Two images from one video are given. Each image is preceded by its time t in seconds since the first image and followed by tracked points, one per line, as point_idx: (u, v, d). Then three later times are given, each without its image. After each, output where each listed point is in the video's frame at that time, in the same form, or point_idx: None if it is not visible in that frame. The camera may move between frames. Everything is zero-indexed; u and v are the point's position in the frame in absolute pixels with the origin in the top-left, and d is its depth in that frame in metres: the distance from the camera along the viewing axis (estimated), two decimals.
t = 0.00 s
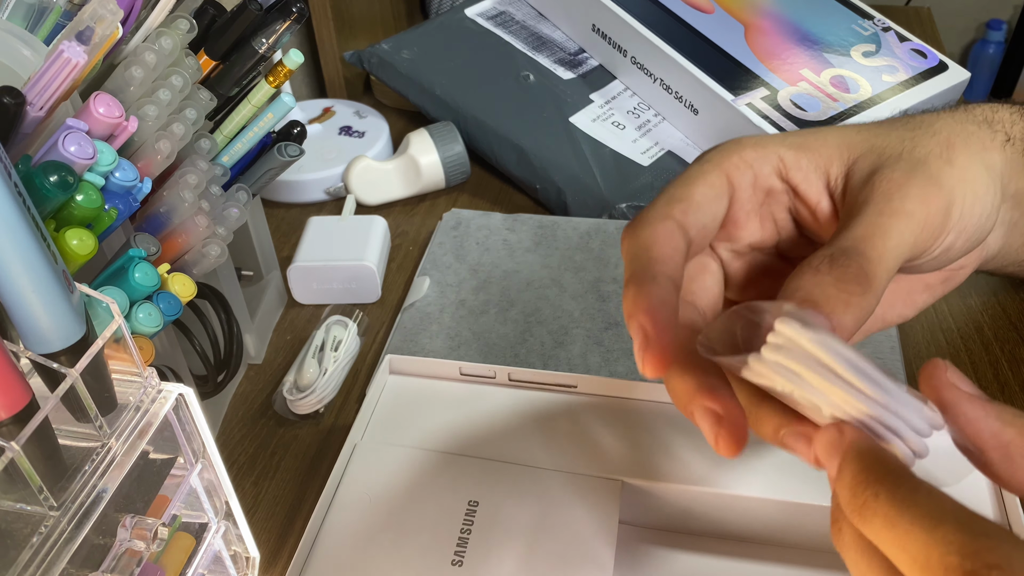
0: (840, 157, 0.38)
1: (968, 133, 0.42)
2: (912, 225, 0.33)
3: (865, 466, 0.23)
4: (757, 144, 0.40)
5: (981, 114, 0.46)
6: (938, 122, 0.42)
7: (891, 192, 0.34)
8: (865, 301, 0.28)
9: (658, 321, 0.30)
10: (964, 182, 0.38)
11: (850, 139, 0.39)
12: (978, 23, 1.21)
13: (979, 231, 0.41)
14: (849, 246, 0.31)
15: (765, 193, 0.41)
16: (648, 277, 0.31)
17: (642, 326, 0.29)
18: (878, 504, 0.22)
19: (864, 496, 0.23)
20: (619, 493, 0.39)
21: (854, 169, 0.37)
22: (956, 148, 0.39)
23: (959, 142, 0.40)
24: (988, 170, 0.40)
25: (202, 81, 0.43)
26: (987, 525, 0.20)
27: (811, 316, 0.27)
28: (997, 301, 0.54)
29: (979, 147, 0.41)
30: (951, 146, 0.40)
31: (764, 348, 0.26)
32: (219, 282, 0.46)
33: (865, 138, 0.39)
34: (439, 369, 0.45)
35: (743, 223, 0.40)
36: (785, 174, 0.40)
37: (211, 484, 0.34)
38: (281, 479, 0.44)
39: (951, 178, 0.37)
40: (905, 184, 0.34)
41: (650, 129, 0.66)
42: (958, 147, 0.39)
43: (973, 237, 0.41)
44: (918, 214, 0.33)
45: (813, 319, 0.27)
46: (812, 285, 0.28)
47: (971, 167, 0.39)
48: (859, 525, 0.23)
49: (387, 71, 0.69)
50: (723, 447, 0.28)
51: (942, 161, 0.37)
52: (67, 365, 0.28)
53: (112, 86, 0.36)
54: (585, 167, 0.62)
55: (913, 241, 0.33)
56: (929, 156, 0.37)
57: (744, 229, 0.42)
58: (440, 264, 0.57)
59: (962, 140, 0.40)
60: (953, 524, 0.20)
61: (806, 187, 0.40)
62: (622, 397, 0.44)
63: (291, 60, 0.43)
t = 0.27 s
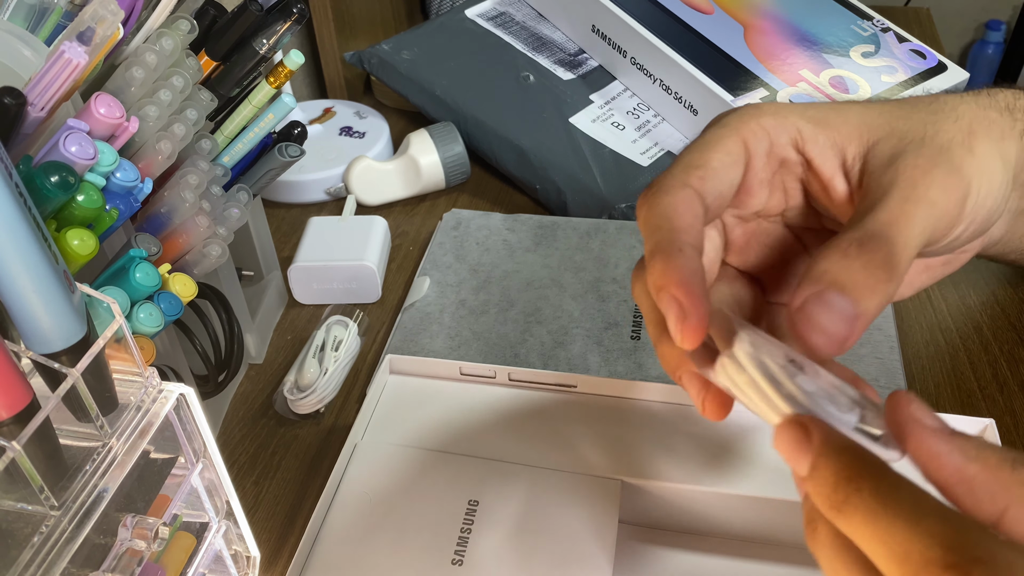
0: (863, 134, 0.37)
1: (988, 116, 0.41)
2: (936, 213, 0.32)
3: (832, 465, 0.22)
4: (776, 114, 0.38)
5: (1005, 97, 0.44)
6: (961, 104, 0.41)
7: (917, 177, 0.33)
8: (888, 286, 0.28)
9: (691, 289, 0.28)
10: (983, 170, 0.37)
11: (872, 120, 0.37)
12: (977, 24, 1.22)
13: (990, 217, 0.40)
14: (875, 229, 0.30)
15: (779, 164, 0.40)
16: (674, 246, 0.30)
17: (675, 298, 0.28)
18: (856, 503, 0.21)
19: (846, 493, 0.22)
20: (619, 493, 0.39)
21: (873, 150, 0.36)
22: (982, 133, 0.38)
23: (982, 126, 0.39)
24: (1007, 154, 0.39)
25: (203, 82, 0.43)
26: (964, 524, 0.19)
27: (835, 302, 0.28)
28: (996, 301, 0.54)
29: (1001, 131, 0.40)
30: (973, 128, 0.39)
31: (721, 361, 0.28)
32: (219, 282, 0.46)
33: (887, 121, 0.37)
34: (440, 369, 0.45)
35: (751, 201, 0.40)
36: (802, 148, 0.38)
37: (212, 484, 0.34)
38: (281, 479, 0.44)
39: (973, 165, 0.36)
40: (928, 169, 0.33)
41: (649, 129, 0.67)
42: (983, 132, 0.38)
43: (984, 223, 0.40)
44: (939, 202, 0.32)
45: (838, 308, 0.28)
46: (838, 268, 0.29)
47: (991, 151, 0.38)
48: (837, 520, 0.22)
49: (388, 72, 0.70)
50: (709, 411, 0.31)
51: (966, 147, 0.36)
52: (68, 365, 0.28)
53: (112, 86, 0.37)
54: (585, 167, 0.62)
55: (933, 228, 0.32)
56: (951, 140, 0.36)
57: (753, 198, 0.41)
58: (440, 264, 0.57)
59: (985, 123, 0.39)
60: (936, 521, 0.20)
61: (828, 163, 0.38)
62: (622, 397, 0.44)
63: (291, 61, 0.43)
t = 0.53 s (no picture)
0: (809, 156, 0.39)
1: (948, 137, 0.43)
2: (864, 226, 0.34)
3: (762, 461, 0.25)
4: (725, 144, 0.40)
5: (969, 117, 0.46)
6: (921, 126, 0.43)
7: (847, 194, 0.35)
8: (815, 291, 0.30)
9: (672, 305, 0.32)
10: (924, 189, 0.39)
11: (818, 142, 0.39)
12: (978, 23, 1.21)
13: (941, 236, 0.42)
14: (805, 241, 0.32)
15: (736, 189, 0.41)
16: (644, 277, 0.34)
17: (664, 317, 0.31)
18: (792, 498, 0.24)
19: (775, 487, 0.25)
20: (619, 493, 0.39)
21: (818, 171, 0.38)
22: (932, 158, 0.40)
23: (931, 147, 0.41)
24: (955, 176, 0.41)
25: (202, 81, 0.43)
26: (890, 506, 0.23)
27: (763, 300, 0.29)
28: (997, 302, 0.54)
29: (955, 154, 0.42)
30: (922, 151, 0.40)
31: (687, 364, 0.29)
32: (219, 281, 0.46)
33: (830, 144, 0.39)
34: (439, 369, 0.45)
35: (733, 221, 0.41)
36: (752, 172, 0.40)
37: (211, 485, 0.34)
38: (280, 479, 0.44)
39: (913, 184, 0.38)
40: (863, 191, 0.35)
41: (650, 128, 0.66)
42: (933, 155, 0.40)
43: (937, 241, 0.42)
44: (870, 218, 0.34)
45: (767, 306, 0.29)
46: (767, 273, 0.30)
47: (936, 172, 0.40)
48: (773, 514, 0.25)
49: (388, 71, 0.69)
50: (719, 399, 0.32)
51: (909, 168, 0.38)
52: (67, 365, 0.28)
53: (111, 86, 0.36)
54: (585, 166, 0.62)
55: (863, 243, 0.34)
56: (893, 160, 0.38)
57: (717, 224, 0.42)
58: (440, 264, 0.57)
59: (938, 145, 0.41)
60: (861, 507, 0.23)
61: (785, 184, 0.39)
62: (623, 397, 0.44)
63: (291, 61, 0.43)
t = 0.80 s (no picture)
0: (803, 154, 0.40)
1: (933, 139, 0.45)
2: (860, 214, 0.35)
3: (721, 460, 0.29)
4: (722, 147, 0.41)
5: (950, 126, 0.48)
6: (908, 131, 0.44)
7: (843, 184, 0.36)
8: (815, 280, 0.31)
9: (688, 289, 0.30)
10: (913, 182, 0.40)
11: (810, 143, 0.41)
12: (980, 23, 1.21)
13: (929, 232, 0.43)
14: (803, 230, 0.33)
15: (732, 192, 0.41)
16: (661, 259, 0.32)
17: (681, 301, 0.30)
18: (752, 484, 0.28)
19: (722, 528, 0.30)
20: (619, 494, 0.39)
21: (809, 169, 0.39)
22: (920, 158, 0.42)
23: (918, 149, 0.43)
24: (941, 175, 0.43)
25: (202, 81, 0.43)
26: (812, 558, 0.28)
27: (762, 291, 0.30)
28: (997, 301, 0.54)
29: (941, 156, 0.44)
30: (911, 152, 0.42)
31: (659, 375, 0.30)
32: (218, 282, 0.46)
33: (822, 145, 0.40)
34: (439, 369, 0.45)
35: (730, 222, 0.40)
36: (751, 174, 0.40)
37: (210, 485, 0.34)
38: (280, 480, 0.44)
39: (902, 179, 0.39)
40: (857, 183, 0.37)
41: (650, 128, 0.66)
42: (921, 155, 0.42)
43: (925, 237, 0.43)
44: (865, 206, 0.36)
45: (767, 296, 0.29)
46: (766, 263, 0.30)
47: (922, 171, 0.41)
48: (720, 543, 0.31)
49: (387, 71, 0.69)
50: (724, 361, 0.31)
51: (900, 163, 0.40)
52: (66, 365, 0.28)
53: (111, 86, 0.36)
54: (585, 166, 0.62)
55: (860, 231, 0.36)
56: (884, 157, 0.40)
57: (715, 226, 0.42)
58: (439, 264, 0.57)
59: (926, 146, 0.43)
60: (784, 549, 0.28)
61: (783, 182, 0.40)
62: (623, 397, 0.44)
63: (290, 60, 0.43)
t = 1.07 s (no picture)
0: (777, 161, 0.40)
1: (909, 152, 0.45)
2: (834, 222, 0.36)
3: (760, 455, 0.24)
4: (702, 149, 0.41)
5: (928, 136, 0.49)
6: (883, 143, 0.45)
7: (820, 193, 0.37)
8: (789, 284, 0.31)
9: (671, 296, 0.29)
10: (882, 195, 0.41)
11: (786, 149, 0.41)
12: (980, 23, 1.21)
13: (902, 242, 0.44)
14: (777, 235, 0.33)
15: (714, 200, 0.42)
16: (647, 269, 0.32)
17: (663, 311, 0.28)
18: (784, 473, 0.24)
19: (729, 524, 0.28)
20: (619, 494, 0.39)
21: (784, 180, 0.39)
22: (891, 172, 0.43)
23: (894, 160, 0.43)
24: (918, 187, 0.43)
25: (202, 81, 0.43)
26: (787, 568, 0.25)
27: (736, 294, 0.29)
28: (997, 302, 0.54)
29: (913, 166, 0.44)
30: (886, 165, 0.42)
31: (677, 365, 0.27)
32: (219, 282, 0.46)
33: (801, 150, 0.40)
34: (439, 369, 0.45)
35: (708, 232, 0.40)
36: (729, 176, 0.40)
37: (210, 485, 0.34)
38: (280, 480, 0.44)
39: (880, 191, 0.40)
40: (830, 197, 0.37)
41: (650, 128, 0.66)
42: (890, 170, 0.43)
43: (899, 246, 0.44)
44: (838, 217, 0.36)
45: (743, 298, 0.29)
46: (741, 266, 0.30)
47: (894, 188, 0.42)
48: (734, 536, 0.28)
49: (388, 71, 0.69)
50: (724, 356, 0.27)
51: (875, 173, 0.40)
52: (66, 365, 0.28)
53: (111, 86, 0.36)
54: (585, 167, 0.62)
55: (834, 239, 0.36)
56: (860, 165, 0.40)
57: (696, 228, 0.42)
58: (440, 264, 0.57)
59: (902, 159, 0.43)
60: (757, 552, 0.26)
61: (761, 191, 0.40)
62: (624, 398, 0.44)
63: (290, 61, 0.43)
